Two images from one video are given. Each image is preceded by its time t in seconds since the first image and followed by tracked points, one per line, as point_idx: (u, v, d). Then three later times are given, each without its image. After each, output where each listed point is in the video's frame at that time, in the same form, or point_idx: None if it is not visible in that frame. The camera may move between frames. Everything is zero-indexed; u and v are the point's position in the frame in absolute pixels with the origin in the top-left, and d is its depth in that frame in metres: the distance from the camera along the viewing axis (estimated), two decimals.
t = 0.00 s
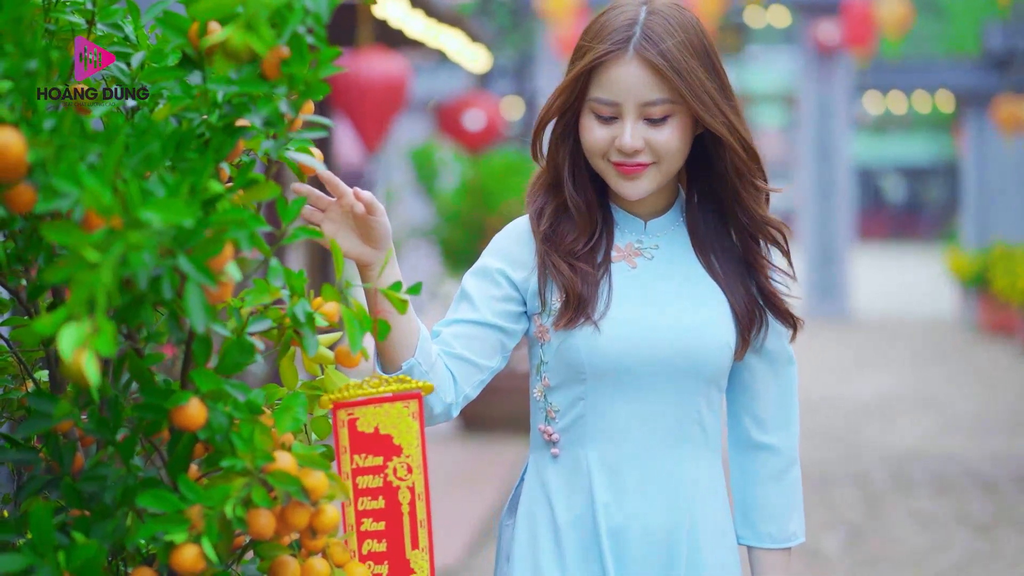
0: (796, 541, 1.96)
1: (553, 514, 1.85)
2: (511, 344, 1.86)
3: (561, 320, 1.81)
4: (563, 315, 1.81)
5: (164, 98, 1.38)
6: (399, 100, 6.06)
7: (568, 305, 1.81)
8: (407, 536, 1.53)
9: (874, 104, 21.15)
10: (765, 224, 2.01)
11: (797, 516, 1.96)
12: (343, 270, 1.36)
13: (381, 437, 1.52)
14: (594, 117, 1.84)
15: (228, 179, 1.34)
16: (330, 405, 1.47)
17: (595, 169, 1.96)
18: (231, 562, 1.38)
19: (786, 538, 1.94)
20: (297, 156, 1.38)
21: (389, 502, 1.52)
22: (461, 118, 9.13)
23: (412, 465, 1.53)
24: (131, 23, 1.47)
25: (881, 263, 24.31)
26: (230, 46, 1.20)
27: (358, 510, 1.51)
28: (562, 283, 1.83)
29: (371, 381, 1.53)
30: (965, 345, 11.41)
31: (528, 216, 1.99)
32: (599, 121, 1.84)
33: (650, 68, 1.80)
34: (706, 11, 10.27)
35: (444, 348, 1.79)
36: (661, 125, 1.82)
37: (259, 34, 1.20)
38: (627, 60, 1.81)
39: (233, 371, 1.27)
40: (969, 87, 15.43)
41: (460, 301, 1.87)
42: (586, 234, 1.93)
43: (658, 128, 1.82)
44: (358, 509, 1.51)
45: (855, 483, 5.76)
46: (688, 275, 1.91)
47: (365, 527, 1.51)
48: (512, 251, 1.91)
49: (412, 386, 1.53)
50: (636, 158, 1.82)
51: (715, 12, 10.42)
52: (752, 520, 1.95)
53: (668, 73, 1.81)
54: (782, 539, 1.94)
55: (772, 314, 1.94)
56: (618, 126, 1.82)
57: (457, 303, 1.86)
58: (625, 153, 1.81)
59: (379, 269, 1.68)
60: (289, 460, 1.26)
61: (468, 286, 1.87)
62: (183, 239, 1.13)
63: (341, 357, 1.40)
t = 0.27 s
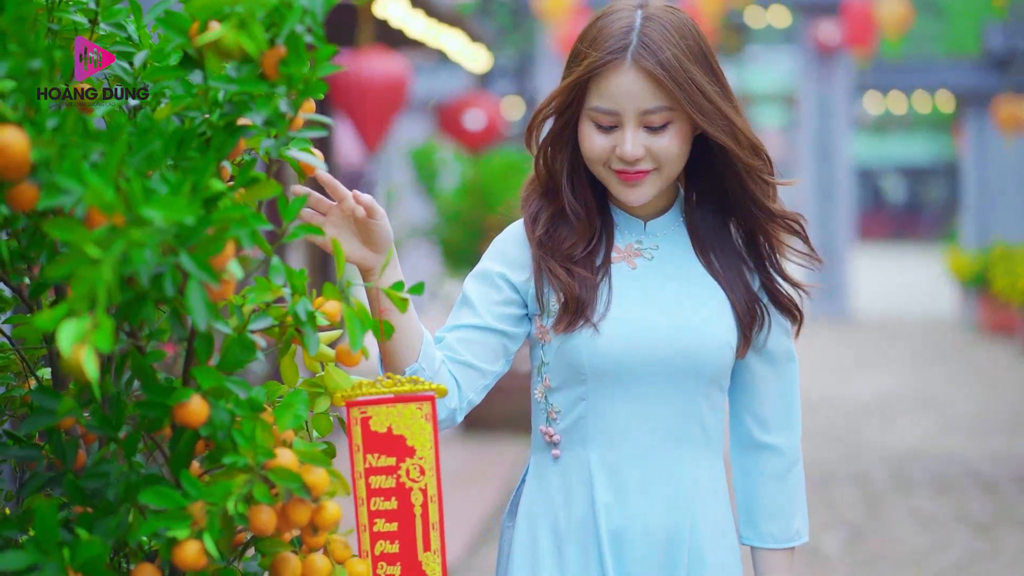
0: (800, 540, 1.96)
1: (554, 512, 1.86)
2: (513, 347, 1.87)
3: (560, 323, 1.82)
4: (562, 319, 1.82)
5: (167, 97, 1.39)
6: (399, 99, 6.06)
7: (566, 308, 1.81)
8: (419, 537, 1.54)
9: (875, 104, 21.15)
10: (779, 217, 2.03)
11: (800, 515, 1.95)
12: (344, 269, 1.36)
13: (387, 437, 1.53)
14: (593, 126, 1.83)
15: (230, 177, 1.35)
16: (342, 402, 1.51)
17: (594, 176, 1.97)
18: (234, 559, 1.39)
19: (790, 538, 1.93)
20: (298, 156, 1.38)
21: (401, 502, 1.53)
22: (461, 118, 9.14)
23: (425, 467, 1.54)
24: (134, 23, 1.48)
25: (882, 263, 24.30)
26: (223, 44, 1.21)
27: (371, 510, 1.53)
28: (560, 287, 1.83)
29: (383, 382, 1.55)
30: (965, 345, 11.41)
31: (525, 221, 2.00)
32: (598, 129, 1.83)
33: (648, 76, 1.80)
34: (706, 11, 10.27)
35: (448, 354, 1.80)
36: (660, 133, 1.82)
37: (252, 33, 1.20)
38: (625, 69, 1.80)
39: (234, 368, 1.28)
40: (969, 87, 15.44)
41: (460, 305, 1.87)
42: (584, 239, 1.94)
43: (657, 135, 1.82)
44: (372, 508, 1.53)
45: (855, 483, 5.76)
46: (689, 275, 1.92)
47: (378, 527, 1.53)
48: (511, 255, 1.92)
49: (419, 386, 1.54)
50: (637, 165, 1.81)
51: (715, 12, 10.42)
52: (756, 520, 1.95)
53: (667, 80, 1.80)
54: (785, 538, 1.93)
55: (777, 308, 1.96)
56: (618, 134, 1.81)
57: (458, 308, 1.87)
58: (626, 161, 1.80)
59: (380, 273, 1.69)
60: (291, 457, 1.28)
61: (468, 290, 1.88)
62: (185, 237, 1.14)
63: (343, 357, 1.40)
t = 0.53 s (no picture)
0: (803, 538, 1.96)
1: (556, 511, 1.87)
2: (518, 350, 1.89)
3: (562, 324, 1.83)
4: (564, 319, 1.83)
5: (167, 96, 1.40)
6: (399, 99, 6.07)
7: (568, 308, 1.83)
8: (433, 535, 1.54)
9: (874, 104, 21.16)
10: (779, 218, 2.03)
11: (803, 513, 1.95)
12: (344, 267, 1.37)
13: (391, 436, 1.55)
14: (593, 129, 1.84)
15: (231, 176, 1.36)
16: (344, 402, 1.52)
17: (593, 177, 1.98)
18: (236, 555, 1.39)
19: (793, 536, 1.93)
20: (299, 155, 1.39)
21: (411, 501, 1.54)
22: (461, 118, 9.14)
23: (431, 465, 1.55)
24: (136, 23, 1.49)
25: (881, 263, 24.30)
26: (215, 42, 1.21)
27: (382, 509, 1.53)
28: (561, 287, 1.84)
29: (385, 380, 1.57)
30: (964, 345, 11.41)
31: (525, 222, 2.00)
32: (597, 132, 1.83)
33: (646, 79, 1.80)
34: (705, 12, 10.28)
35: (455, 360, 1.81)
36: (659, 135, 1.83)
37: (249, 32, 1.21)
38: (623, 72, 1.81)
39: (236, 365, 1.29)
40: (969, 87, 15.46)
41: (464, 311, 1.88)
42: (585, 240, 1.94)
43: (656, 138, 1.82)
44: (383, 508, 1.54)
45: (855, 482, 5.77)
46: (690, 272, 1.93)
47: (391, 526, 1.54)
48: (513, 257, 1.92)
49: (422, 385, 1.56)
50: (637, 168, 1.82)
51: (715, 12, 10.42)
52: (759, 518, 1.95)
53: (664, 82, 1.81)
54: (788, 536, 1.93)
55: (781, 305, 1.97)
56: (617, 137, 1.82)
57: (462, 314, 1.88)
58: (626, 163, 1.81)
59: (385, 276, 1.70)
60: (291, 454, 1.29)
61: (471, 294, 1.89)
62: (187, 234, 1.15)
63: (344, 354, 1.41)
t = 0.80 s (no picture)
0: (806, 534, 1.95)
1: (557, 509, 1.87)
2: (525, 355, 1.90)
3: (563, 324, 1.84)
4: (565, 319, 1.84)
5: (169, 96, 1.41)
6: (399, 99, 6.08)
7: (568, 308, 1.83)
8: (434, 532, 1.55)
9: (874, 104, 21.17)
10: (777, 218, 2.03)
11: (806, 509, 1.95)
12: (345, 266, 1.37)
13: (394, 432, 1.56)
14: (591, 130, 1.84)
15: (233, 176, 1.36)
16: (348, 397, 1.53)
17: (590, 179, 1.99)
18: (237, 552, 1.40)
19: (795, 532, 1.93)
20: (300, 154, 1.40)
21: (413, 497, 1.55)
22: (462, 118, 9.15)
23: (433, 463, 1.56)
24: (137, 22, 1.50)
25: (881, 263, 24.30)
26: (217, 41, 1.22)
27: (384, 505, 1.54)
28: (560, 288, 1.85)
29: (389, 378, 1.58)
30: (964, 345, 11.40)
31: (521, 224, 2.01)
32: (595, 134, 1.84)
33: (643, 81, 1.81)
34: (705, 12, 10.29)
35: (466, 369, 1.81)
36: (658, 136, 1.83)
37: (250, 32, 1.21)
38: (620, 74, 1.82)
39: (238, 363, 1.30)
40: (969, 88, 15.46)
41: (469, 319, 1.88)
42: (583, 242, 1.95)
43: (654, 139, 1.83)
44: (386, 503, 1.54)
45: (854, 482, 5.77)
46: (691, 269, 1.93)
47: (393, 521, 1.54)
48: (511, 260, 1.93)
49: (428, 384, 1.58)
50: (636, 169, 1.82)
51: (715, 12, 10.43)
52: (761, 514, 1.95)
53: (662, 83, 1.81)
54: (790, 532, 1.93)
55: (782, 303, 1.96)
56: (615, 138, 1.82)
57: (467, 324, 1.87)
58: (625, 165, 1.82)
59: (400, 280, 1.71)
60: (293, 451, 1.29)
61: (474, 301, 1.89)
62: (188, 233, 1.16)
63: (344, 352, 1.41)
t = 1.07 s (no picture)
0: (808, 529, 1.94)
1: (556, 507, 1.87)
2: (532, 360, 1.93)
3: (559, 324, 1.85)
4: (560, 319, 1.84)
5: (172, 95, 1.41)
6: (398, 99, 6.08)
7: (562, 308, 1.84)
8: (421, 531, 1.56)
9: (874, 104, 21.18)
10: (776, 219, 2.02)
11: (807, 504, 1.94)
12: (346, 264, 1.38)
13: (388, 430, 1.57)
14: (585, 130, 1.85)
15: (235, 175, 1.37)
16: (343, 396, 1.54)
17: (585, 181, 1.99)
18: (237, 549, 1.42)
19: (798, 527, 1.92)
20: (301, 154, 1.40)
21: (402, 495, 1.57)
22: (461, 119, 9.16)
23: (423, 461, 1.57)
24: (139, 23, 1.50)
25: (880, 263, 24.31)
26: (225, 43, 1.23)
27: (374, 501, 1.57)
28: (553, 289, 1.86)
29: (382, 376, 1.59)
30: (963, 345, 11.41)
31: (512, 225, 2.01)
32: (590, 134, 1.85)
33: (637, 82, 1.81)
34: (705, 12, 10.30)
35: (481, 381, 1.85)
36: (653, 135, 1.84)
37: (257, 34, 1.22)
38: (614, 74, 1.82)
39: (239, 361, 1.31)
40: (968, 88, 15.47)
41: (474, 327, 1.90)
42: (574, 242, 1.96)
43: (649, 139, 1.84)
44: (375, 500, 1.57)
45: (854, 482, 5.78)
46: (686, 267, 1.94)
47: (382, 518, 1.56)
48: (504, 264, 1.93)
49: (423, 383, 1.59)
50: (630, 169, 1.83)
51: (714, 13, 10.44)
52: (763, 509, 1.93)
53: (656, 84, 1.82)
54: (792, 526, 1.92)
55: (776, 299, 1.97)
56: (609, 139, 1.83)
57: (473, 332, 1.89)
58: (619, 165, 1.83)
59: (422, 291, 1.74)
60: (293, 449, 1.30)
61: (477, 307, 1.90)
62: (190, 232, 1.16)
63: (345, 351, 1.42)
